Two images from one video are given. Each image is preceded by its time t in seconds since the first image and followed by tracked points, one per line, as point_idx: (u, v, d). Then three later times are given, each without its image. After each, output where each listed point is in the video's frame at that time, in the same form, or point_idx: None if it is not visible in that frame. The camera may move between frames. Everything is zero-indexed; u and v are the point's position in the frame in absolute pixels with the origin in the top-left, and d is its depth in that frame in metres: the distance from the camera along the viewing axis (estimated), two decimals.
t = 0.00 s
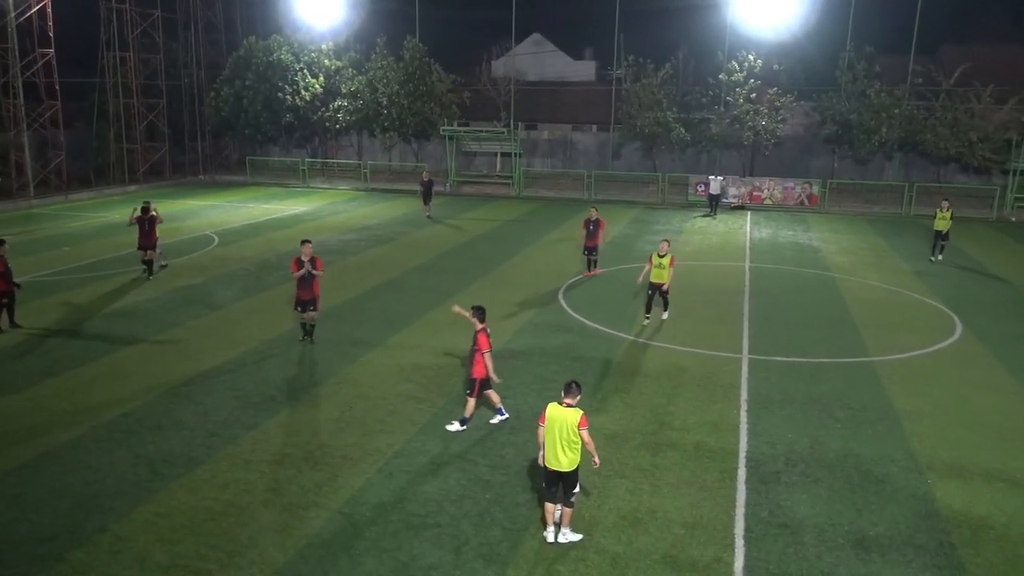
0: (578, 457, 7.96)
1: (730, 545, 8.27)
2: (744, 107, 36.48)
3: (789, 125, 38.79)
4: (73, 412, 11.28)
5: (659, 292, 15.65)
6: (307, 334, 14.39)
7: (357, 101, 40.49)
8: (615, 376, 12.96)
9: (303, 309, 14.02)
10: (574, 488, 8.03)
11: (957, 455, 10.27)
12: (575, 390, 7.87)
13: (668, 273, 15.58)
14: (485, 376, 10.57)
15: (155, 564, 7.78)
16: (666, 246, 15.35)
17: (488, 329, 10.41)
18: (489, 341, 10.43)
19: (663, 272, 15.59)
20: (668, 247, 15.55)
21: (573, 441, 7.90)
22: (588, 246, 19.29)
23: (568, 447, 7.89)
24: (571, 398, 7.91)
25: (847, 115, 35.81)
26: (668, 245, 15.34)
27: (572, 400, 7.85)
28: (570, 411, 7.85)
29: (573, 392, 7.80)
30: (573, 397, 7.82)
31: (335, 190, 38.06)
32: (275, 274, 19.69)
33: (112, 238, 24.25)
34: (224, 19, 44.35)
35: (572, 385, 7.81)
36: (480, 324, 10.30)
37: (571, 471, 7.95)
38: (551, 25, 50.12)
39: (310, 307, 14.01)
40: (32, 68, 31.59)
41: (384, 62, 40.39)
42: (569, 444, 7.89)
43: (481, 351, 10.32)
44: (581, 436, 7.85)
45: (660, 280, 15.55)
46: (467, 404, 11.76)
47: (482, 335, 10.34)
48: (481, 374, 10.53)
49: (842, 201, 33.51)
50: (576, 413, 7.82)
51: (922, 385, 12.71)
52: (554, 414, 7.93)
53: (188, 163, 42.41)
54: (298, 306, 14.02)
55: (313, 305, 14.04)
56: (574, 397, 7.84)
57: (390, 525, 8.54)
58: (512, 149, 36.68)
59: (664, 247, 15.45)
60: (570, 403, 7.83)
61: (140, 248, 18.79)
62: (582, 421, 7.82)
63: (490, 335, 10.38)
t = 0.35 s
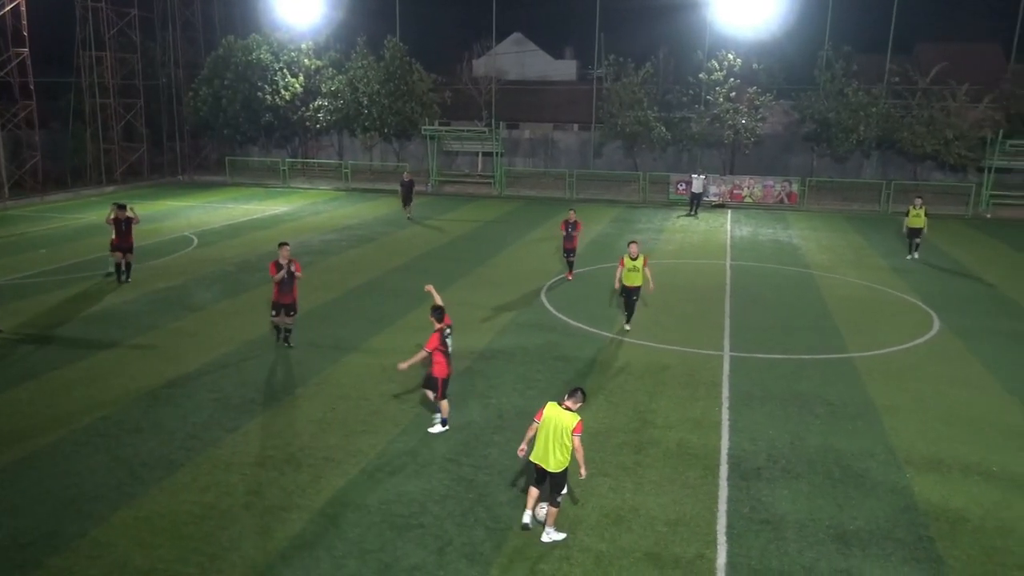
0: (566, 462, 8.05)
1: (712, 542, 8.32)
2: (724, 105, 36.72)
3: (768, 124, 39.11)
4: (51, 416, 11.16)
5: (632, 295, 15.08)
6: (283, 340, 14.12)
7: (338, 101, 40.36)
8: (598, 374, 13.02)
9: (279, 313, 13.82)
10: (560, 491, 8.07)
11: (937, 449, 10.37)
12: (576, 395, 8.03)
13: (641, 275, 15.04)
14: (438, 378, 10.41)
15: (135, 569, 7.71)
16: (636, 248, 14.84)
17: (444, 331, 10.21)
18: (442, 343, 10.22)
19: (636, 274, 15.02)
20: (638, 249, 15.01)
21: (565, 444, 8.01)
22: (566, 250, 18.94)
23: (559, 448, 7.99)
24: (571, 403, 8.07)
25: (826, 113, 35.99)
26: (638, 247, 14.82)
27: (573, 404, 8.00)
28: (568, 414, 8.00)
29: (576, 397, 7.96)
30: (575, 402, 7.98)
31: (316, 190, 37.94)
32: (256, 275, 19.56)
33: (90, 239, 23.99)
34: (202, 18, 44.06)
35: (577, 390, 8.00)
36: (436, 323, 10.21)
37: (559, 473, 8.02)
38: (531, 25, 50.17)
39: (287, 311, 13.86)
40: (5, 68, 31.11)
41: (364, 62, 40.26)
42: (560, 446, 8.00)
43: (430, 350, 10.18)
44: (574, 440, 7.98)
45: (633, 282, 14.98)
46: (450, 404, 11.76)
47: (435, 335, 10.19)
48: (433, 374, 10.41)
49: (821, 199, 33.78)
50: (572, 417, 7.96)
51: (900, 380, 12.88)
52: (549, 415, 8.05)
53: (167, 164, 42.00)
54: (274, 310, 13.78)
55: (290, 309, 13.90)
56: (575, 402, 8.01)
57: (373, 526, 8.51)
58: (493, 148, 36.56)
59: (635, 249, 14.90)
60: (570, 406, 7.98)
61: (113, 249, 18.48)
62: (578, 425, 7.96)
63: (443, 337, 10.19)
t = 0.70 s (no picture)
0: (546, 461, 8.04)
1: (688, 538, 8.38)
2: (698, 105, 37.01)
3: (741, 123, 39.50)
4: (20, 423, 10.96)
5: (603, 300, 14.73)
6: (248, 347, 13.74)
7: (311, 101, 40.17)
8: (575, 373, 13.07)
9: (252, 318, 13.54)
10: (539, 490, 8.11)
11: (908, 444, 10.53)
12: (558, 395, 8.02)
13: (612, 279, 14.69)
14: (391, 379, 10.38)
15: None
16: (606, 252, 14.46)
17: (396, 333, 10.15)
18: (394, 345, 10.18)
19: (607, 279, 14.67)
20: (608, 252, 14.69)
21: (544, 443, 8.00)
22: (539, 249, 18.96)
23: (537, 447, 8.01)
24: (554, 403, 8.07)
25: (798, 112, 36.30)
26: (608, 251, 14.44)
27: (554, 404, 8.00)
28: (548, 413, 8.01)
29: (555, 395, 7.96)
30: (554, 401, 7.98)
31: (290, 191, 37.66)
32: (229, 277, 19.38)
33: (59, 243, 23.59)
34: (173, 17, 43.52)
35: (558, 389, 7.99)
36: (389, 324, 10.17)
37: (537, 472, 8.06)
38: (505, 25, 50.17)
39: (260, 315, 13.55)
40: None
41: (338, 61, 40.01)
42: (537, 445, 8.00)
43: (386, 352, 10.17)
44: (551, 439, 7.93)
45: (604, 286, 14.63)
46: (427, 404, 11.73)
47: (390, 336, 10.18)
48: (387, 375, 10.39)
49: (793, 197, 34.14)
50: (551, 416, 7.95)
51: (871, 375, 13.08)
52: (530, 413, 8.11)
53: (137, 165, 41.41)
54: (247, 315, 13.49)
55: (264, 314, 13.60)
56: (556, 402, 7.99)
57: (350, 528, 8.47)
58: (468, 148, 36.44)
59: (606, 253, 14.54)
60: (549, 405, 7.99)
61: (78, 255, 18.11)
62: (554, 424, 7.91)
63: (395, 339, 10.14)
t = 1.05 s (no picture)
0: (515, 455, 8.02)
1: (653, 534, 8.45)
2: (658, 104, 37.39)
3: (701, 122, 39.97)
4: None
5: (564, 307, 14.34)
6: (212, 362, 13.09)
7: (270, 101, 39.68)
8: (540, 372, 13.11)
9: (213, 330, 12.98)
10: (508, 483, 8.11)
11: (866, 436, 10.75)
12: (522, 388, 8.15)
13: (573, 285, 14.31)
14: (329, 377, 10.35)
15: None
16: (567, 257, 14.10)
17: (338, 330, 10.25)
18: (335, 342, 10.25)
19: (567, 285, 14.28)
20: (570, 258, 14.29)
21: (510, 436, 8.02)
22: (494, 253, 18.69)
23: (501, 441, 8.03)
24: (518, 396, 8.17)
25: (756, 112, 36.91)
26: (569, 256, 14.06)
27: (517, 395, 8.11)
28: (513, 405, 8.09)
29: (518, 387, 8.09)
30: (518, 392, 8.10)
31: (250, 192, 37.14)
32: (188, 280, 19.06)
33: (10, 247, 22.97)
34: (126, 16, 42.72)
35: (521, 381, 8.13)
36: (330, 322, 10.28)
37: (503, 464, 8.07)
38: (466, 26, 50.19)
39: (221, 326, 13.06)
40: None
41: (297, 61, 39.60)
42: (503, 438, 8.03)
43: (325, 349, 10.21)
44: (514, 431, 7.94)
45: (564, 292, 14.24)
46: (391, 406, 11.66)
47: (330, 334, 10.20)
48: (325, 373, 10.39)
49: (753, 195, 34.64)
50: (514, 408, 8.01)
51: (829, 370, 13.33)
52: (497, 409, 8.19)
53: (91, 167, 40.50)
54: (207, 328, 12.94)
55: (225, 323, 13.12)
56: (521, 394, 8.11)
57: (314, 533, 8.38)
58: (431, 148, 36.34)
59: (566, 258, 14.16)
60: (513, 397, 8.09)
61: (34, 261, 17.41)
62: (517, 416, 7.96)
63: (336, 336, 10.22)
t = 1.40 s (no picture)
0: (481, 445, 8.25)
1: (618, 531, 8.51)
2: (619, 104, 37.69)
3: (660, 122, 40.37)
4: None
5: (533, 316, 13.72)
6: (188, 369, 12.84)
7: (227, 102, 39.09)
8: (503, 372, 13.13)
9: (168, 340, 12.55)
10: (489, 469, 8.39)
11: (824, 430, 10.94)
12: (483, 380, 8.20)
13: (541, 293, 13.65)
14: (260, 377, 10.41)
15: None
16: (537, 265, 13.35)
17: (269, 331, 10.23)
18: (265, 344, 10.25)
19: (536, 292, 13.62)
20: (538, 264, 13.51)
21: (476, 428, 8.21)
22: (448, 256, 18.46)
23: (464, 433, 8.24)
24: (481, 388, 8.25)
25: (714, 112, 37.43)
26: (539, 263, 13.28)
27: (477, 389, 8.20)
28: (474, 399, 8.21)
29: (476, 381, 8.15)
30: (476, 387, 8.18)
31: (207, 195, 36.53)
32: (144, 285, 18.69)
33: None
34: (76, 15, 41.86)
35: (479, 374, 8.18)
36: (263, 322, 10.26)
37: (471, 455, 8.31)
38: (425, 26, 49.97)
39: (180, 334, 12.61)
40: None
41: (254, 61, 39.07)
42: (465, 431, 8.25)
43: (255, 350, 10.22)
44: (473, 425, 8.11)
45: (533, 301, 13.59)
46: (354, 410, 11.57)
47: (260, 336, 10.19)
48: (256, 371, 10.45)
49: (713, 194, 35.05)
50: (474, 403, 8.14)
51: (788, 365, 13.56)
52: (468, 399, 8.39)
53: (41, 170, 39.52)
54: (163, 338, 12.50)
55: (184, 331, 12.67)
56: (480, 387, 8.18)
57: (277, 540, 8.28)
58: (392, 149, 36.16)
59: (535, 266, 13.38)
60: (473, 392, 8.20)
61: None
62: (476, 410, 8.08)
63: (267, 337, 10.21)
